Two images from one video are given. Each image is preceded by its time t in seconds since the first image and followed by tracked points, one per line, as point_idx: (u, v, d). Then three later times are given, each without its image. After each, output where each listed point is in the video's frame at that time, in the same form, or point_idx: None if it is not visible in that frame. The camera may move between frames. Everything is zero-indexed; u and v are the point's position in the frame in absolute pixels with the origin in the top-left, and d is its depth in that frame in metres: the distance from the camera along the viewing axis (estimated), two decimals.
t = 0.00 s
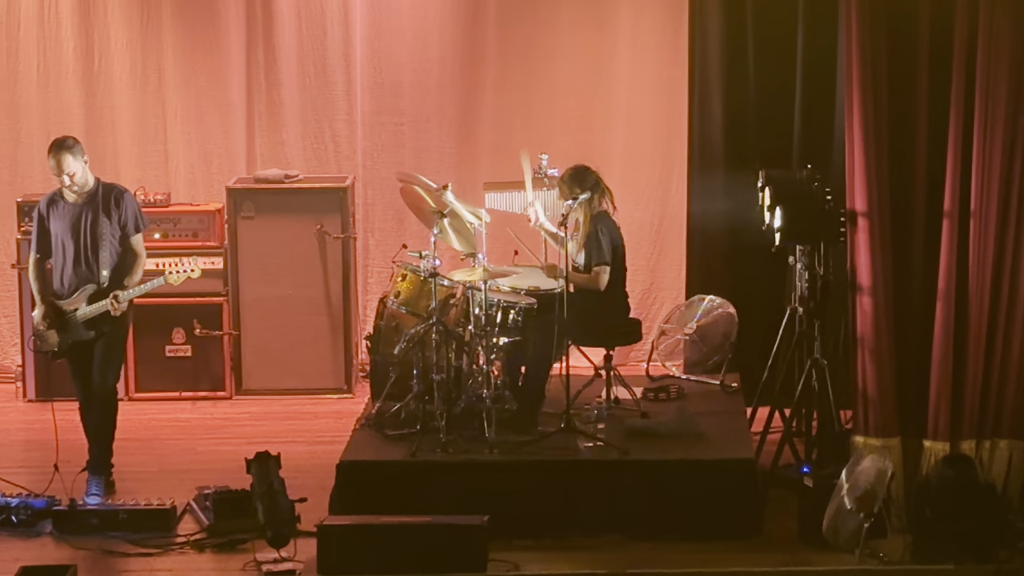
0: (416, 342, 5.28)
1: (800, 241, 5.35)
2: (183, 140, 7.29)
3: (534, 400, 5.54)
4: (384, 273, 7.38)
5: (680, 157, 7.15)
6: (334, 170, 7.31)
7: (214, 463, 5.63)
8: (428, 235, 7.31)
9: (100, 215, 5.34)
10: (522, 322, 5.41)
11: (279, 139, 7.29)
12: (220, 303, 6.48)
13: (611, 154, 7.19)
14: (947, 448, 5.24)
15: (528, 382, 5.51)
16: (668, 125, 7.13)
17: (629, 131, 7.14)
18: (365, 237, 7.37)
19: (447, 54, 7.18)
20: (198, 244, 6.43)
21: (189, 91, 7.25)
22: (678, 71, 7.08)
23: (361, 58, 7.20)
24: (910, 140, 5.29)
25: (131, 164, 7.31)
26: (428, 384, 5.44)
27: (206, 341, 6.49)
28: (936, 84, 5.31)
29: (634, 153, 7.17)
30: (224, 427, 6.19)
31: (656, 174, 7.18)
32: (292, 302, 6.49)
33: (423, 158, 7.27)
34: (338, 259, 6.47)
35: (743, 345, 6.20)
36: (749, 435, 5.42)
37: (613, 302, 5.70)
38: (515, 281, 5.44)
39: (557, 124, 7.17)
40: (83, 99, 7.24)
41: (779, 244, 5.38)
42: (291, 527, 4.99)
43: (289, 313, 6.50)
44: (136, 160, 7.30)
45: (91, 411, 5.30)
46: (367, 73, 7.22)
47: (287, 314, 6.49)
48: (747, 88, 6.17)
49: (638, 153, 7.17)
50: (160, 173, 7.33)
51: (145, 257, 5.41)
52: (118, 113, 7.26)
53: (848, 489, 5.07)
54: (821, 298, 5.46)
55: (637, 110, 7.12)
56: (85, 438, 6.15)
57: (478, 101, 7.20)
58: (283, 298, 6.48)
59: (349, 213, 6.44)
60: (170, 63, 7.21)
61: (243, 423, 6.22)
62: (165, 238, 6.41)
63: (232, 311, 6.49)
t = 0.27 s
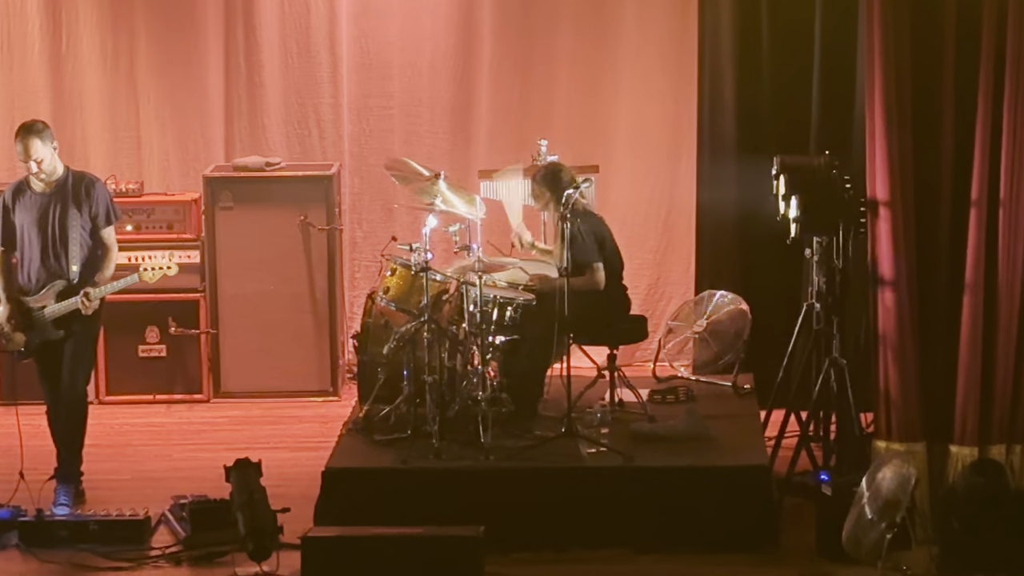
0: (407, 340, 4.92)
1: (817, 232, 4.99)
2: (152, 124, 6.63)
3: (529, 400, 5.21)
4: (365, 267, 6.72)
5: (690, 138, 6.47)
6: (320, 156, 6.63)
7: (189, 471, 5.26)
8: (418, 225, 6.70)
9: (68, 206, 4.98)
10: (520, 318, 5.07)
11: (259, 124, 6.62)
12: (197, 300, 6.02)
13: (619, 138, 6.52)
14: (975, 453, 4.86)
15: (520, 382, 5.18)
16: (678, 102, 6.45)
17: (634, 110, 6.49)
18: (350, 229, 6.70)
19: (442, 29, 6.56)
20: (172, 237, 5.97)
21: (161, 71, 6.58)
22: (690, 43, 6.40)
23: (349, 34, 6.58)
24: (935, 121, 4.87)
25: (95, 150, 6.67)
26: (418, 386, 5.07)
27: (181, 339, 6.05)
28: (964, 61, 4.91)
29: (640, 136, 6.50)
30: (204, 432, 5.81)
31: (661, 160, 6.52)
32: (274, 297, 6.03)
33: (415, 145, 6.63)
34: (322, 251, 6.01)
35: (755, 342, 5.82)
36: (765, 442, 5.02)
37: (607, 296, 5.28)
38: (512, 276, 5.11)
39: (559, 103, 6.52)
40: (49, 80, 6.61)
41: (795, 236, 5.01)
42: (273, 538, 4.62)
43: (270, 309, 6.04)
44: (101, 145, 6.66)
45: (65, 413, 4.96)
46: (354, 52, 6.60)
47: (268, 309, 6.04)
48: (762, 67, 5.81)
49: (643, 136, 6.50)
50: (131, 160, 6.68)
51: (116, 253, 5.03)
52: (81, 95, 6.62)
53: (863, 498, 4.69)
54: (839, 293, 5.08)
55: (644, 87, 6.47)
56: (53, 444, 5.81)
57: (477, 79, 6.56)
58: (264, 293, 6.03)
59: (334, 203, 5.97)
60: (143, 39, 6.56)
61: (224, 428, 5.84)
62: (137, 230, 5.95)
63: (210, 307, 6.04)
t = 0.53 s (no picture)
0: (397, 338, 4.63)
1: (833, 223, 4.68)
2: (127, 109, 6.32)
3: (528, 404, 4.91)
4: (353, 259, 6.42)
5: (697, 128, 6.17)
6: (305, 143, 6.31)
7: (165, 477, 4.94)
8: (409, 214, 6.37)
9: (39, 198, 4.64)
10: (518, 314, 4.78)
11: (241, 108, 6.30)
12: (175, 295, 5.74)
13: (622, 121, 6.22)
14: (1001, 456, 4.50)
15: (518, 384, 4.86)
16: (686, 86, 6.15)
17: (639, 95, 6.19)
18: (338, 217, 6.39)
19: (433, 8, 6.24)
20: (149, 228, 5.68)
21: (137, 54, 6.27)
22: (698, 24, 6.12)
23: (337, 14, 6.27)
24: (958, 103, 4.54)
25: (68, 137, 6.35)
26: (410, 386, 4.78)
27: (161, 338, 5.76)
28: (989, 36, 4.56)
29: (647, 121, 6.21)
30: (183, 434, 5.49)
31: (668, 147, 6.21)
32: (257, 292, 5.74)
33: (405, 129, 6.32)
34: (307, 243, 5.72)
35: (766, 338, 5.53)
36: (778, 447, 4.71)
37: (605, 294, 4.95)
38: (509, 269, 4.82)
39: (561, 88, 6.23)
40: (19, 64, 6.28)
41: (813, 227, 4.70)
42: (257, 548, 4.29)
43: (253, 304, 5.75)
44: (73, 132, 6.34)
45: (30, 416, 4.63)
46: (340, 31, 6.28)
47: (251, 305, 5.75)
48: (775, 40, 5.50)
49: (649, 122, 6.21)
50: (104, 147, 6.36)
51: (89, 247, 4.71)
52: (53, 80, 6.29)
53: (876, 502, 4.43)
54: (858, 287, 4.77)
55: (649, 70, 6.17)
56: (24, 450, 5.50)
57: (469, 60, 6.25)
58: (246, 288, 5.75)
59: (320, 191, 5.68)
60: (117, 22, 6.25)
61: (204, 430, 5.52)
62: (111, 222, 5.66)
63: (188, 304, 5.74)
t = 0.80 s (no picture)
0: (385, 337, 4.22)
1: (855, 208, 4.31)
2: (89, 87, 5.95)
3: (532, 409, 4.44)
4: (335, 249, 6.02)
5: (710, 110, 5.73)
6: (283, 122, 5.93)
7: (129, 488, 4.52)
8: (396, 202, 5.98)
9: None
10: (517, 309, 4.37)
11: (213, 87, 5.91)
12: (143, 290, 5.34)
13: (629, 102, 5.78)
14: None
15: (522, 384, 4.41)
16: (700, 62, 5.72)
17: (649, 72, 5.75)
18: (320, 205, 6.00)
19: None
20: (113, 216, 5.28)
21: (101, 29, 5.90)
22: None
23: None
24: (998, 73, 4.10)
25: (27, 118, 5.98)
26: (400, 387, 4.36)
27: (124, 335, 5.36)
28: None
29: (655, 102, 5.77)
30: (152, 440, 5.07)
31: (678, 130, 5.76)
32: (233, 286, 5.34)
33: (393, 109, 5.93)
34: (285, 233, 5.32)
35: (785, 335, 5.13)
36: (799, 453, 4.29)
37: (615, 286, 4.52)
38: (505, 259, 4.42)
39: (564, 64, 5.79)
40: None
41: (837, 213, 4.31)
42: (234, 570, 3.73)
43: (228, 299, 5.35)
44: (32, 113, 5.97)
45: None
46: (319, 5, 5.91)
47: (225, 300, 5.35)
48: (793, 7, 5.08)
49: (659, 102, 5.76)
50: (64, 127, 5.98)
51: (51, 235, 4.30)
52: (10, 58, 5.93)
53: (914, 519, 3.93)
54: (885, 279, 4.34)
55: (660, 46, 5.73)
56: None
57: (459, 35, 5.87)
58: (220, 282, 5.34)
59: (300, 176, 5.28)
60: None
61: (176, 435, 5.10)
62: (73, 210, 5.25)
63: (156, 300, 5.35)
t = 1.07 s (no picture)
0: (369, 337, 3.81)
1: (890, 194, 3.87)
2: (47, 59, 5.22)
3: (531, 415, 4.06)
4: (314, 237, 5.30)
5: (731, 84, 5.08)
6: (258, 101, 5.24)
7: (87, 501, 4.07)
8: (383, 187, 5.27)
9: None
10: (518, 307, 3.95)
11: (179, 61, 5.22)
12: (102, 286, 4.76)
13: (638, 76, 5.12)
14: None
15: (515, 390, 4.03)
16: (716, 29, 5.07)
17: (660, 39, 5.10)
18: (297, 189, 5.30)
19: None
20: (70, 204, 4.72)
21: None
22: None
23: None
24: None
25: None
26: (387, 393, 3.95)
27: (85, 335, 4.77)
28: None
29: (666, 74, 5.11)
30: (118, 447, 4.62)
31: (693, 106, 5.11)
32: (202, 281, 4.74)
33: (379, 84, 5.24)
34: (258, 220, 4.73)
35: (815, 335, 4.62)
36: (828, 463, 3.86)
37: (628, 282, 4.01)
38: (505, 252, 4.02)
39: (565, 31, 5.14)
40: None
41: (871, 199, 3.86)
42: None
43: (195, 297, 4.75)
44: None
45: None
46: None
47: (192, 298, 4.75)
48: None
49: (672, 74, 5.11)
50: (17, 107, 5.26)
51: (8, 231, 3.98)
52: None
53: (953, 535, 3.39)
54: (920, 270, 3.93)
55: (673, 9, 5.08)
56: None
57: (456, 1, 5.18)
58: (186, 277, 4.74)
59: (276, 158, 4.69)
60: None
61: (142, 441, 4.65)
62: (25, 197, 4.71)
63: (116, 298, 4.76)
